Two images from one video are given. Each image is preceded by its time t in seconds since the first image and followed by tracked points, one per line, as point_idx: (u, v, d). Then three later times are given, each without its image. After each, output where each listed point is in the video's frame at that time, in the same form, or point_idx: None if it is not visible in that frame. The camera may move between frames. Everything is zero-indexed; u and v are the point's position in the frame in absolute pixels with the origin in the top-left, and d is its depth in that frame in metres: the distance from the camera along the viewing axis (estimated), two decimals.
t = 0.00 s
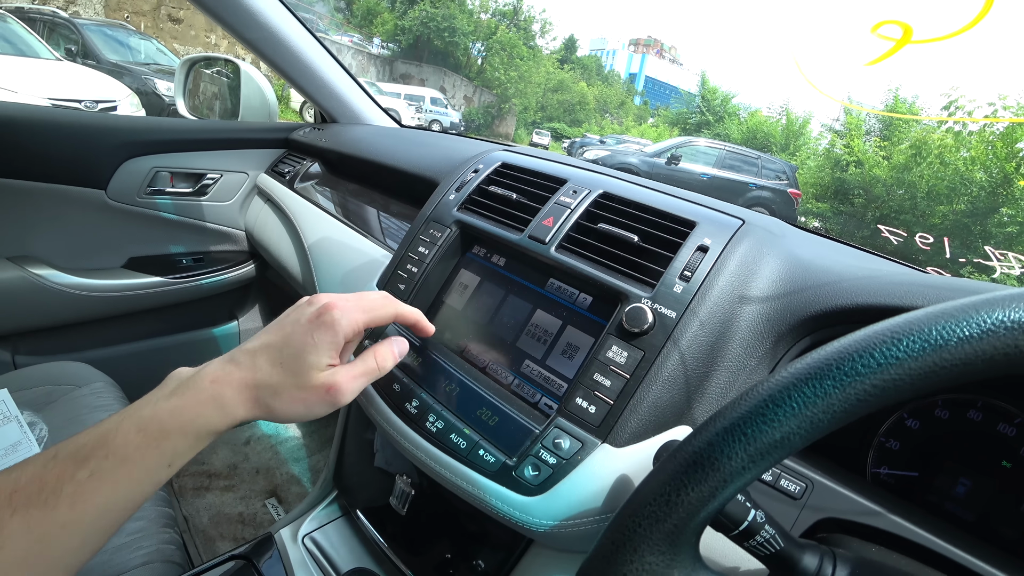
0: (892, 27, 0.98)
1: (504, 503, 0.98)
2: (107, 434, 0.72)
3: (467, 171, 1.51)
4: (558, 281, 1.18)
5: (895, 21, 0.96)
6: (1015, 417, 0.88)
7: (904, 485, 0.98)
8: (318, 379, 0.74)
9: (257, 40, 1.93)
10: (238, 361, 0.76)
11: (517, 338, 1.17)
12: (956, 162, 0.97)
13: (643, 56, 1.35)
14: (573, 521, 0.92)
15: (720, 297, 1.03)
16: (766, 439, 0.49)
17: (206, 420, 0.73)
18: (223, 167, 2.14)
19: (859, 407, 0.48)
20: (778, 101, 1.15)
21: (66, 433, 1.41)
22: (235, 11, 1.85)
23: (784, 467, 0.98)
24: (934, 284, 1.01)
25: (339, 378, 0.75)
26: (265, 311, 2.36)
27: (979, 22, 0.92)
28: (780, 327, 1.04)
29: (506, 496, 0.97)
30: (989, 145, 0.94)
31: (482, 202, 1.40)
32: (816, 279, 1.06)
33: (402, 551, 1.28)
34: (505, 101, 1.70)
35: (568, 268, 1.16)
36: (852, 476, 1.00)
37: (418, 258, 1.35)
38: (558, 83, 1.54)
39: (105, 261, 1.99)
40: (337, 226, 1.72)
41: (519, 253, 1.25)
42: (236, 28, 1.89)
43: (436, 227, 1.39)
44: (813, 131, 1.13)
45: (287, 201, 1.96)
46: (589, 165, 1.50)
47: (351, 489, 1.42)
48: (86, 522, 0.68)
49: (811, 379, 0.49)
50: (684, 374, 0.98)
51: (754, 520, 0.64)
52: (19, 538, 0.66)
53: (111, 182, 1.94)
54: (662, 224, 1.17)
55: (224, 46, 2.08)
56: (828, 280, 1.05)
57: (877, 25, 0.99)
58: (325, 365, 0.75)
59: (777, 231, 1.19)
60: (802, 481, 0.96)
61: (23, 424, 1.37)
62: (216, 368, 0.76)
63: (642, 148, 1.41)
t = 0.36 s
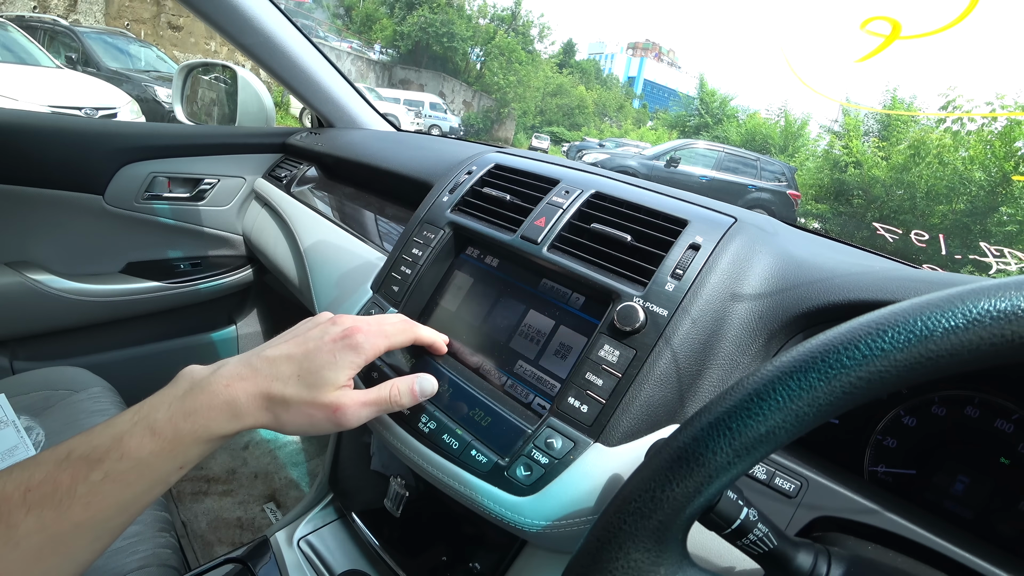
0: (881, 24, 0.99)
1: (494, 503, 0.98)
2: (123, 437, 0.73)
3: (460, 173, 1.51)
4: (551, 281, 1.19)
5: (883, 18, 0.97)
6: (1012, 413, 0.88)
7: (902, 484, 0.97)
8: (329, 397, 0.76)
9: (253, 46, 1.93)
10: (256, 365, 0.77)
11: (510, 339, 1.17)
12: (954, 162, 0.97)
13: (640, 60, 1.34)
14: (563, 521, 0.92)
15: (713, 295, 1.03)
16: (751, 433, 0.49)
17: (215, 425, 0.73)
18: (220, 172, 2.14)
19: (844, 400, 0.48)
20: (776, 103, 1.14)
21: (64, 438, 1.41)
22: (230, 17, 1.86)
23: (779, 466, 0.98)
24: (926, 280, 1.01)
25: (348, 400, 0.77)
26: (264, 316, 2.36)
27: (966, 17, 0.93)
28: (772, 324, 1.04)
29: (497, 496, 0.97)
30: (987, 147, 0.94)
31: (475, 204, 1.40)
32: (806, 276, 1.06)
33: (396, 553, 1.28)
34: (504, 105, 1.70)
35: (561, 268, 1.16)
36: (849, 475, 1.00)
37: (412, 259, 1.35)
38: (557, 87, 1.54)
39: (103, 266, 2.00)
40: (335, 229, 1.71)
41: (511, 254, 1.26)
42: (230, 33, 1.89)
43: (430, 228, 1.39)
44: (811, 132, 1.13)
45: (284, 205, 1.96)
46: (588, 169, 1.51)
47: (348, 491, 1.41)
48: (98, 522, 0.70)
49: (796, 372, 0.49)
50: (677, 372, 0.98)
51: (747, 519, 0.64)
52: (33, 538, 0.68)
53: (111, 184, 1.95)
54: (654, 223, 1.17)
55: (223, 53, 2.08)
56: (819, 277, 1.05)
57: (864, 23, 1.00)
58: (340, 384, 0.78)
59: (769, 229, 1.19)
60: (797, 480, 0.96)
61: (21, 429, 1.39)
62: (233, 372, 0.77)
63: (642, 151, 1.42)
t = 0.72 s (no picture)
0: (885, 33, 0.99)
1: (503, 508, 0.97)
2: (113, 447, 0.69)
3: (467, 179, 1.52)
4: (558, 287, 1.18)
5: (886, 26, 0.97)
6: (1018, 419, 0.88)
7: (907, 489, 0.97)
8: (304, 388, 0.68)
9: (258, 50, 1.95)
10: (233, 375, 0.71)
11: (517, 344, 1.17)
12: (957, 166, 0.97)
13: (643, 65, 1.35)
14: (572, 526, 0.92)
15: (718, 300, 1.03)
16: (761, 439, 0.49)
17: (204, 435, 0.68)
18: (226, 176, 2.15)
19: (853, 407, 0.48)
20: (778, 107, 1.14)
21: (70, 441, 1.41)
22: (236, 22, 1.87)
23: (784, 471, 0.97)
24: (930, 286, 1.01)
25: (324, 385, 0.68)
26: (269, 320, 2.37)
27: (971, 24, 0.94)
28: (778, 330, 1.04)
29: (505, 500, 0.97)
30: (991, 149, 0.94)
31: (481, 209, 1.40)
32: (813, 282, 1.06)
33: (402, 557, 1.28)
34: (506, 110, 1.72)
35: (568, 273, 1.16)
36: (855, 481, 0.99)
37: (419, 265, 1.35)
38: (559, 92, 1.53)
39: (110, 269, 2.00)
40: (340, 234, 1.72)
41: (519, 260, 1.26)
42: (237, 37, 1.91)
43: (438, 234, 1.39)
44: (814, 137, 1.13)
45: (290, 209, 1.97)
46: (591, 173, 1.53)
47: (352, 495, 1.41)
48: (89, 534, 0.66)
49: (805, 379, 0.49)
50: (682, 377, 0.98)
51: (754, 523, 0.63)
52: (22, 549, 0.64)
53: (117, 192, 1.96)
54: (660, 229, 1.17)
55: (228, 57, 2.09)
56: (826, 283, 1.05)
57: (869, 30, 0.99)
58: (311, 373, 0.68)
59: (774, 234, 1.19)
60: (803, 485, 0.95)
61: (28, 431, 1.39)
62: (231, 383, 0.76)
63: (645, 155, 1.44)
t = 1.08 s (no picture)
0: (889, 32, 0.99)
1: (504, 511, 0.97)
2: (102, 444, 0.69)
3: (468, 180, 1.52)
4: (558, 288, 1.18)
5: (887, 27, 0.99)
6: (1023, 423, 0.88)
7: (912, 493, 0.96)
8: (297, 382, 0.67)
9: (263, 53, 1.95)
10: (222, 373, 0.71)
11: (518, 346, 1.17)
12: (962, 169, 0.97)
13: (646, 68, 1.38)
14: (572, 528, 0.91)
15: (721, 302, 1.03)
16: (763, 441, 0.49)
17: (194, 432, 0.68)
18: (229, 177, 2.15)
19: (857, 409, 0.48)
20: (782, 111, 1.15)
21: (71, 440, 1.42)
22: (240, 25, 1.87)
23: (787, 474, 0.97)
24: (934, 288, 1.01)
25: (316, 377, 0.67)
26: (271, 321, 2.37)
27: (975, 25, 0.94)
28: (780, 332, 1.03)
29: (506, 503, 0.97)
30: (995, 154, 0.94)
31: (483, 211, 1.40)
32: (815, 284, 1.06)
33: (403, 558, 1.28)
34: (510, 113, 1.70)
35: (568, 274, 1.16)
36: (858, 485, 0.99)
37: (420, 265, 1.35)
38: (563, 95, 1.54)
39: (113, 270, 2.01)
40: (341, 235, 1.72)
41: (520, 261, 1.25)
42: (241, 40, 1.91)
43: (439, 235, 1.39)
44: (817, 140, 1.13)
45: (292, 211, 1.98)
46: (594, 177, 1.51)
47: (353, 496, 1.41)
48: (77, 532, 0.65)
49: (808, 380, 0.49)
50: (684, 379, 0.98)
51: (756, 527, 0.63)
52: (8, 547, 0.63)
53: (121, 190, 1.96)
54: (662, 230, 1.17)
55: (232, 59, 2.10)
56: (827, 285, 1.05)
57: (872, 31, 1.00)
58: (302, 367, 0.67)
59: (777, 236, 1.19)
60: (807, 489, 0.95)
61: (29, 430, 1.40)
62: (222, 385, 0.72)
63: (648, 159, 1.41)
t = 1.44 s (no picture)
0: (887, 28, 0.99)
1: (500, 508, 0.97)
2: (128, 454, 0.70)
3: (466, 180, 1.52)
4: (557, 286, 1.18)
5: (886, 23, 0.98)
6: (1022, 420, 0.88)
7: (912, 492, 0.96)
8: (340, 417, 0.70)
9: (264, 55, 1.95)
10: (264, 382, 0.73)
11: (516, 345, 1.17)
12: (964, 168, 0.97)
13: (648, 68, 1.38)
14: (568, 526, 0.91)
15: (718, 300, 1.03)
16: (755, 436, 0.48)
17: (222, 443, 0.69)
18: (230, 179, 2.15)
19: (848, 403, 0.48)
20: (785, 110, 1.14)
21: (74, 441, 1.42)
22: (241, 27, 1.87)
23: (785, 472, 0.96)
24: (931, 283, 1.00)
25: (359, 421, 0.71)
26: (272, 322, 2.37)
27: (971, 21, 0.94)
28: (778, 329, 1.03)
29: (502, 500, 0.97)
30: (997, 152, 0.94)
31: (482, 210, 1.40)
32: (812, 282, 1.06)
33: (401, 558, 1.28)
34: (512, 114, 1.70)
35: (566, 272, 1.16)
36: (857, 482, 0.98)
37: (418, 265, 1.35)
38: (564, 95, 1.54)
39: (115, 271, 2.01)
40: (341, 236, 1.72)
41: (519, 260, 1.25)
42: (243, 42, 1.91)
43: (436, 234, 1.39)
44: (820, 139, 1.13)
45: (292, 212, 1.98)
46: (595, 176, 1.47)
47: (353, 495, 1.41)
48: (98, 542, 0.67)
49: (800, 375, 0.49)
50: (682, 377, 0.98)
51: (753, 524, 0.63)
52: (32, 555, 0.65)
53: (122, 193, 1.97)
54: (660, 228, 1.17)
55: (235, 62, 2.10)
56: (823, 283, 1.05)
57: (870, 27, 1.00)
58: (350, 400, 0.71)
59: (776, 234, 1.19)
60: (805, 486, 0.95)
61: (31, 431, 1.41)
62: (241, 390, 0.72)
63: (649, 159, 1.41)
